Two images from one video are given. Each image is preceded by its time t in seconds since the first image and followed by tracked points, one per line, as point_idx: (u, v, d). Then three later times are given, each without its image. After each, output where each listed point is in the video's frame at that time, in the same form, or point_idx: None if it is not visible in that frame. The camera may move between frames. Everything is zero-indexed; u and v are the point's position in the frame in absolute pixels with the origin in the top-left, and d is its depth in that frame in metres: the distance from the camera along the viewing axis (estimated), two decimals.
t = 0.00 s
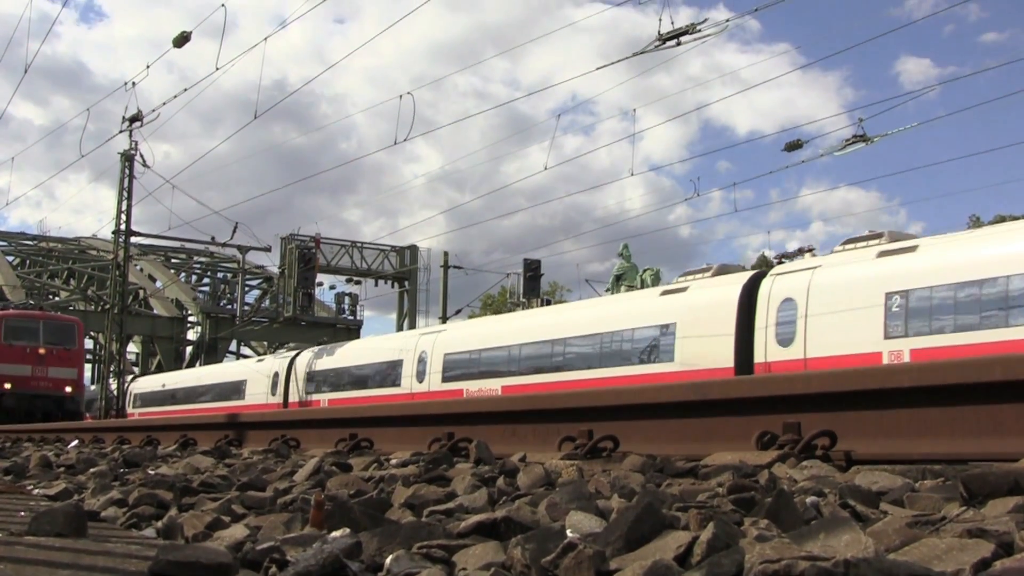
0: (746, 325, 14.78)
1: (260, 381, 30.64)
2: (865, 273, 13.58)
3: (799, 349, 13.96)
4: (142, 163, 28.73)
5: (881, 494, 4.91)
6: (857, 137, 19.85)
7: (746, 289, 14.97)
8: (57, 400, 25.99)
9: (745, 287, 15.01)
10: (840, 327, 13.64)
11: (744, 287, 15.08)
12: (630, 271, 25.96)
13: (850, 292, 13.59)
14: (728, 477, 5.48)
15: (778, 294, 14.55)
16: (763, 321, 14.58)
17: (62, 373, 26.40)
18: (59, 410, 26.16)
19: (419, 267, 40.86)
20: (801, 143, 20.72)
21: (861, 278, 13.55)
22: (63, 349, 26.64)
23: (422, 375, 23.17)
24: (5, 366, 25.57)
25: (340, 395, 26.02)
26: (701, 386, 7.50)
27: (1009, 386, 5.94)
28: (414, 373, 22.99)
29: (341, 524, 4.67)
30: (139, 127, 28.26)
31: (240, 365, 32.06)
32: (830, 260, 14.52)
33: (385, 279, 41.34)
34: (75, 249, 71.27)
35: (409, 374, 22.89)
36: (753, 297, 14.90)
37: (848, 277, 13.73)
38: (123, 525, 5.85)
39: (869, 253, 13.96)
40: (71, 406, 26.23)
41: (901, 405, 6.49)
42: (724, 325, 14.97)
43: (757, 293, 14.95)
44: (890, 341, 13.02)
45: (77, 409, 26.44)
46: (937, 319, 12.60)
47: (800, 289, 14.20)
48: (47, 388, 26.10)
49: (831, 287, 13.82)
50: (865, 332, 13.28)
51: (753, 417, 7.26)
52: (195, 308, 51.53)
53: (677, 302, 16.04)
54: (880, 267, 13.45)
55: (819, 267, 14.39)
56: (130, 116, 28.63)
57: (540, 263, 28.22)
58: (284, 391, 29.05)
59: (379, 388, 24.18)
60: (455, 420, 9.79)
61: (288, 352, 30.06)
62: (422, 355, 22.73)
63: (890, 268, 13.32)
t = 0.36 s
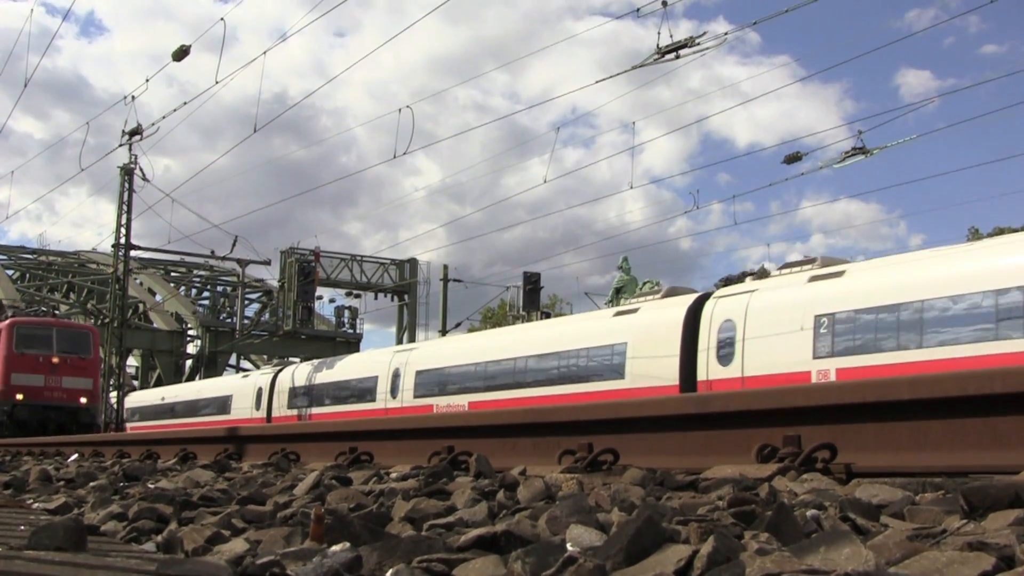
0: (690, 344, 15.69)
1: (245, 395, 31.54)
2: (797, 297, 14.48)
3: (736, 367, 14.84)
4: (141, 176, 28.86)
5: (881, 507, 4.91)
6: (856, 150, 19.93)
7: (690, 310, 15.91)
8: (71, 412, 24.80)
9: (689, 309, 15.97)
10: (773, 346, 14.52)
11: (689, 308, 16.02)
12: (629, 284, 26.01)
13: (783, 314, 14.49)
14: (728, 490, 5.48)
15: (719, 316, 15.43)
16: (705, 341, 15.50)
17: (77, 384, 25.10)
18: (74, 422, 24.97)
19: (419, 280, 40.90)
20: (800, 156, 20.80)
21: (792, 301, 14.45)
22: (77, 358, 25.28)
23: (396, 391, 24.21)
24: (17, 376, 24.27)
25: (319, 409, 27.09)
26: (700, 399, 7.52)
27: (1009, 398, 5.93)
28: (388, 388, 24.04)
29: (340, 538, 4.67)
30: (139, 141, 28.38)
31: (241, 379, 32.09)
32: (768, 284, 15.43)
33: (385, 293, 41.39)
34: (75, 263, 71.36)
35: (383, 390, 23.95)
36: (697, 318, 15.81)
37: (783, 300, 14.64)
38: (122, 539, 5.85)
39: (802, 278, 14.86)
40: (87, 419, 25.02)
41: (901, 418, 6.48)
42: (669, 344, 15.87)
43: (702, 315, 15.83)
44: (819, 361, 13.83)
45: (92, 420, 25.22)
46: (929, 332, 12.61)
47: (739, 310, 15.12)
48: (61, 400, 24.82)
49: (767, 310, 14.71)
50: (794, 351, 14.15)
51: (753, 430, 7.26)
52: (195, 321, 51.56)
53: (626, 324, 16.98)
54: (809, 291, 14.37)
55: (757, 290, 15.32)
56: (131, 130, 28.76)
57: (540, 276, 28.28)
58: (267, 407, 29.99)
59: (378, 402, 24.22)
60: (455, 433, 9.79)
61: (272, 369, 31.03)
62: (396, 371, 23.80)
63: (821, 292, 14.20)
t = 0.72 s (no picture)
0: (639, 361, 16.77)
1: (231, 407, 32.29)
2: (736, 317, 15.63)
3: (681, 382, 15.93)
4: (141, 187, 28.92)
5: (883, 517, 4.90)
6: (856, 159, 19.96)
7: (641, 328, 17.02)
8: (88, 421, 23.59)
9: (640, 326, 17.09)
10: (714, 363, 15.62)
11: (640, 327, 17.13)
12: (630, 294, 26.01)
13: (723, 333, 15.59)
14: (729, 501, 5.47)
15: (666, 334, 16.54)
16: (653, 357, 16.59)
17: (94, 391, 23.91)
18: (91, 431, 23.78)
19: (419, 290, 40.90)
20: (800, 165, 20.84)
21: (731, 320, 15.59)
22: (93, 364, 24.09)
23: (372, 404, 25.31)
24: (31, 382, 23.04)
25: (300, 422, 28.12)
26: (700, 410, 7.51)
27: (1009, 407, 5.93)
28: (365, 401, 25.11)
29: (341, 549, 4.65)
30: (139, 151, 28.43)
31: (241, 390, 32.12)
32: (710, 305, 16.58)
33: (385, 303, 41.40)
34: (75, 274, 71.36)
35: (360, 404, 25.05)
36: (646, 335, 16.91)
37: (723, 320, 15.79)
38: (122, 551, 5.83)
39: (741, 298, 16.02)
40: (104, 428, 23.84)
41: (901, 427, 6.48)
42: (622, 358, 16.94)
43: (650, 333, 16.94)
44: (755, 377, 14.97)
45: (109, 430, 24.05)
46: (919, 341, 12.98)
47: (684, 329, 16.22)
48: (77, 408, 23.60)
49: (708, 329, 15.83)
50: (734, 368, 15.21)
51: (753, 440, 7.25)
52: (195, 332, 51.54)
53: (591, 342, 17.89)
54: (747, 311, 15.55)
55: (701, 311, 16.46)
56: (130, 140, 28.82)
57: (540, 287, 28.29)
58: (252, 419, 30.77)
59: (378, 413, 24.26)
60: (455, 444, 9.77)
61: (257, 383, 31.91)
62: (372, 384, 24.93)
63: (759, 312, 15.33)
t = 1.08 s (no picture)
0: (596, 375, 17.81)
1: (220, 419, 33.06)
2: (683, 335, 16.59)
3: (632, 396, 16.98)
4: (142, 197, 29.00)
5: (885, 526, 4.89)
6: (856, 168, 20.00)
7: (598, 344, 17.99)
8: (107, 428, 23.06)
9: (596, 342, 18.12)
10: (663, 378, 16.62)
11: (597, 343, 18.09)
12: (631, 303, 26.00)
13: (670, 350, 16.57)
14: (731, 511, 5.46)
15: (621, 350, 17.51)
16: (609, 372, 17.57)
17: (113, 397, 23.40)
18: (110, 439, 23.24)
19: (420, 300, 40.88)
20: (800, 174, 20.88)
21: (679, 337, 16.56)
22: (112, 368, 23.65)
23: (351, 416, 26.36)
24: (47, 389, 22.63)
25: (285, 433, 29.06)
26: (701, 419, 7.50)
27: (1009, 415, 5.91)
28: (345, 413, 26.12)
29: (342, 560, 4.64)
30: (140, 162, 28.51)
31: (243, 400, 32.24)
32: (662, 321, 17.55)
33: (386, 313, 41.40)
34: (76, 285, 71.38)
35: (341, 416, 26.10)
36: (603, 352, 17.90)
37: (672, 337, 16.75)
38: (124, 561, 5.84)
39: (689, 316, 16.97)
40: (123, 436, 23.28)
41: (902, 436, 6.47)
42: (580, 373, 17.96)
43: (608, 348, 17.92)
44: (699, 392, 15.88)
45: (129, 437, 23.50)
46: (920, 349, 13.03)
47: (636, 346, 17.23)
48: (96, 415, 23.11)
49: (658, 346, 16.81)
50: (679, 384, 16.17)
51: (754, 449, 7.25)
52: (196, 342, 51.55)
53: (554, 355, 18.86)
54: (693, 330, 16.49)
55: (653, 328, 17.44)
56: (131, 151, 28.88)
57: (541, 296, 28.31)
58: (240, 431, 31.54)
59: (378, 422, 24.30)
60: (456, 453, 9.75)
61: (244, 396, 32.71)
62: (353, 397, 25.97)
63: (704, 330, 16.26)
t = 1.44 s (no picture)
0: (555, 390, 18.99)
1: (209, 430, 33.80)
2: (633, 352, 17.70)
3: (588, 411, 18.12)
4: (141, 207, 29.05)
5: (886, 536, 4.89)
6: (856, 176, 20.05)
7: (557, 361, 19.16)
8: (128, 434, 22.43)
9: (555, 360, 19.31)
10: (615, 395, 17.68)
11: (556, 360, 19.27)
12: (631, 312, 26.00)
13: (621, 367, 17.71)
14: (733, 520, 5.45)
15: (578, 366, 18.67)
16: (567, 388, 18.73)
17: (135, 401, 22.82)
18: (131, 446, 22.64)
19: (420, 310, 40.89)
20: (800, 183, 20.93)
21: (629, 355, 17.70)
22: (134, 372, 23.11)
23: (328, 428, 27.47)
24: (65, 393, 22.10)
25: (267, 444, 30.08)
26: (702, 429, 7.49)
27: (1009, 424, 5.91)
28: (322, 425, 27.22)
29: (343, 571, 4.64)
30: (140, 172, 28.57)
31: (244, 411, 32.36)
32: (616, 339, 18.73)
33: (386, 323, 41.41)
34: (76, 295, 71.35)
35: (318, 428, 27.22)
36: (561, 368, 19.06)
37: (623, 354, 17.90)
38: (125, 572, 5.83)
39: (640, 334, 18.12)
40: (145, 443, 22.63)
41: (903, 445, 6.46)
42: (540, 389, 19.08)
43: (566, 365, 19.10)
44: (648, 407, 16.97)
45: (151, 446, 22.82)
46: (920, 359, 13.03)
47: (591, 362, 18.39)
48: (117, 421, 22.50)
49: (611, 364, 17.97)
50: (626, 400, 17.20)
51: (755, 458, 7.25)
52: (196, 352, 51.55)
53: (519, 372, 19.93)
54: (642, 347, 17.52)
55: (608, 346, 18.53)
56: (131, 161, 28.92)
57: (542, 306, 28.33)
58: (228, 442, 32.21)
59: (379, 432, 24.35)
60: (456, 463, 9.75)
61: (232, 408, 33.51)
62: (330, 410, 27.04)
63: (652, 347, 17.37)
